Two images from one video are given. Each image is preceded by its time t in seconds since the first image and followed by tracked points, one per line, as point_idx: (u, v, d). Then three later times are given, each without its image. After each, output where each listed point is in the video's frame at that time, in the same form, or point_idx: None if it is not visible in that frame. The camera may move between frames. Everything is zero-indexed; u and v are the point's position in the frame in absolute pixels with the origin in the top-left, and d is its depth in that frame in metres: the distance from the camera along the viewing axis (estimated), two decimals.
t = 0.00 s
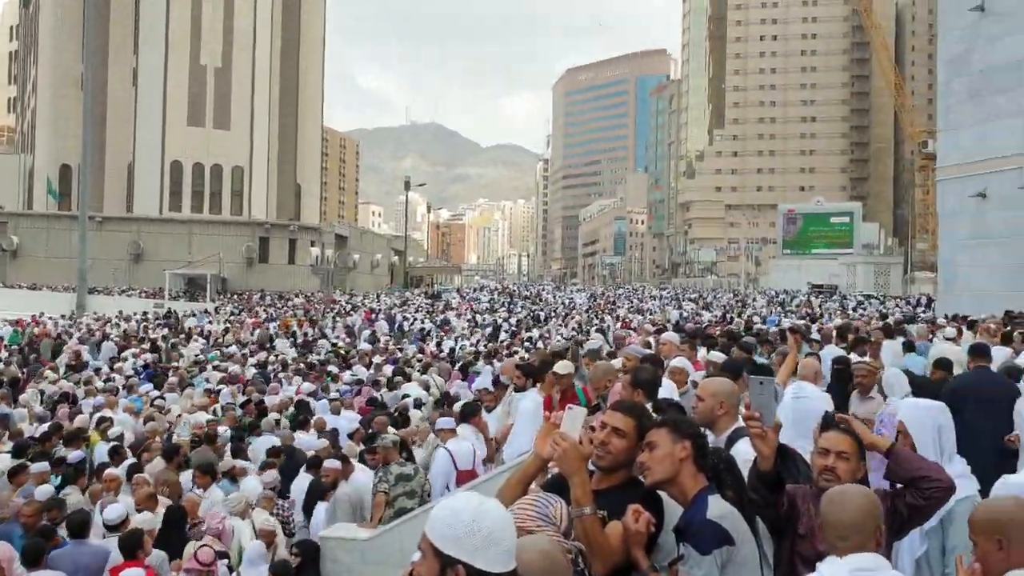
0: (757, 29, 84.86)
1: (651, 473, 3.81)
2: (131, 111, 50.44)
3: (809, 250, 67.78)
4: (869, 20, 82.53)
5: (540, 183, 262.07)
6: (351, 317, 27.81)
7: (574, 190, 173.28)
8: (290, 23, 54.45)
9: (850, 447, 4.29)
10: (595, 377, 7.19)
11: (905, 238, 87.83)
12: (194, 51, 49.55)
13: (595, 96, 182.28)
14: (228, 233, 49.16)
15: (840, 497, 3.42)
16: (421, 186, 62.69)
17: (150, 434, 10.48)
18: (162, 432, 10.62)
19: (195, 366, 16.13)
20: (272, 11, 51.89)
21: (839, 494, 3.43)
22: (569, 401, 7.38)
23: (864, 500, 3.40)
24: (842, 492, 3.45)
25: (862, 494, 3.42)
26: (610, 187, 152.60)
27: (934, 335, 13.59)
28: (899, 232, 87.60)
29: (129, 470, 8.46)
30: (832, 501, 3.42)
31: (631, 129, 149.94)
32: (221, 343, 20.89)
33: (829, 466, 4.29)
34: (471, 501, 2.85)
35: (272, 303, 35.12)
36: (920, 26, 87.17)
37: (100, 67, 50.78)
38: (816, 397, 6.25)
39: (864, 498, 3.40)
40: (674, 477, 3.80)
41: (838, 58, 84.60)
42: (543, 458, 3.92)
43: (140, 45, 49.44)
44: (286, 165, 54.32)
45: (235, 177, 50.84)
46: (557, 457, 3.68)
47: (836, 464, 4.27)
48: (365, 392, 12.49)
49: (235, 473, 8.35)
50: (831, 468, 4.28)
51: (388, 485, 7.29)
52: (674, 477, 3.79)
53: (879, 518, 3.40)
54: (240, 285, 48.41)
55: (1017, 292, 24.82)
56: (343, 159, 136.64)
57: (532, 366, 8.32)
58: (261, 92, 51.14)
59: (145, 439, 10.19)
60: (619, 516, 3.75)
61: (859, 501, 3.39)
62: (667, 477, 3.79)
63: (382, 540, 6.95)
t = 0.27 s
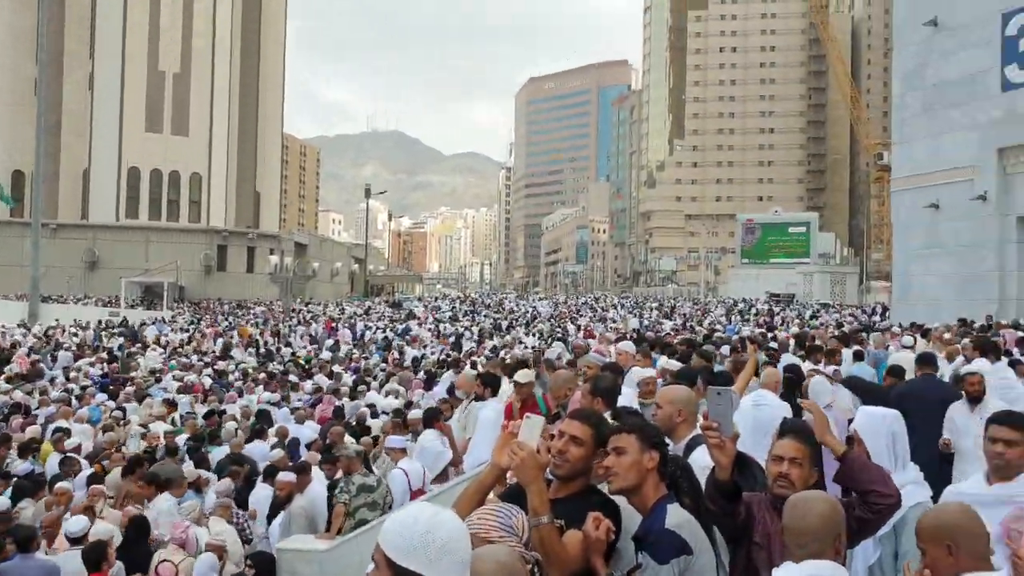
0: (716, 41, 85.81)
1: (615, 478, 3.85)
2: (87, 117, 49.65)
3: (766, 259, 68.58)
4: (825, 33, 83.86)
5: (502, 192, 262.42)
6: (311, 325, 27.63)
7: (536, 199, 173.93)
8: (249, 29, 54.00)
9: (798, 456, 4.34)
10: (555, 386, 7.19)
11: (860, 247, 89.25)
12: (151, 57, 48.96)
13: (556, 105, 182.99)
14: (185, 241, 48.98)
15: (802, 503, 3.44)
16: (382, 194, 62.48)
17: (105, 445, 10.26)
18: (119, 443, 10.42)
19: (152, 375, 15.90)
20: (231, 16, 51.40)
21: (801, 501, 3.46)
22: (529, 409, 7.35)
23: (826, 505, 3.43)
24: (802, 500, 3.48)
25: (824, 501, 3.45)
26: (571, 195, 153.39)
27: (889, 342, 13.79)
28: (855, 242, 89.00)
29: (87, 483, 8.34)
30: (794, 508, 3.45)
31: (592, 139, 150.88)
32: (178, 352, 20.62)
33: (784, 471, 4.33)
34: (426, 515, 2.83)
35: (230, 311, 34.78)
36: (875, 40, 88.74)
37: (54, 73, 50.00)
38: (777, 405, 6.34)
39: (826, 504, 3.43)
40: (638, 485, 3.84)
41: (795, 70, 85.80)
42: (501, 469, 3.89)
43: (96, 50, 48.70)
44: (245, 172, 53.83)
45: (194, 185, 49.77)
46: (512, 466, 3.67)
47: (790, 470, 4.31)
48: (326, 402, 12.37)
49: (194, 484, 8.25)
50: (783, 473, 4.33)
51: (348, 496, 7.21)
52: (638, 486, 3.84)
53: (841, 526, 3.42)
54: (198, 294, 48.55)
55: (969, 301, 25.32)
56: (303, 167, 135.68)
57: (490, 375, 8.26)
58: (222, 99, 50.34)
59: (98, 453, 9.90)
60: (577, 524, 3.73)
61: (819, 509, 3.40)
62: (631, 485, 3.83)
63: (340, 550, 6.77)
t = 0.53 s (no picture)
0: (671, 48, 86.76)
1: (570, 483, 3.86)
2: (34, 117, 48.59)
3: (720, 264, 69.30)
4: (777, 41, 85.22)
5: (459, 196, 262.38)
6: (265, 330, 27.31)
7: (493, 203, 174.04)
8: (202, 31, 53.41)
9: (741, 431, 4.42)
10: (510, 390, 7.21)
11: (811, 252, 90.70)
12: (101, 57, 48.06)
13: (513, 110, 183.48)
14: (136, 245, 48.08)
15: (753, 504, 3.48)
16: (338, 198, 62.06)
17: (54, 451, 10.11)
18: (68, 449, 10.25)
19: (101, 381, 15.57)
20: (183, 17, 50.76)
21: (752, 502, 3.50)
22: (484, 415, 7.33)
23: (774, 505, 3.47)
24: (753, 500, 3.51)
25: (775, 502, 3.49)
26: (528, 200, 153.77)
27: (839, 345, 13.96)
28: (806, 246, 90.40)
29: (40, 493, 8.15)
30: (745, 509, 3.48)
31: (548, 143, 151.40)
32: (128, 357, 20.24)
33: (731, 472, 4.38)
34: (367, 529, 2.92)
35: (182, 316, 34.19)
36: (825, 49, 90.38)
37: None
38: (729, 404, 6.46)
39: (776, 505, 3.47)
40: (593, 488, 3.85)
41: (748, 77, 87.02)
42: (456, 472, 3.90)
43: (43, 50, 47.72)
44: (198, 175, 53.12)
45: (144, 188, 49.24)
46: (466, 471, 3.67)
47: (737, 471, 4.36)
48: (287, 407, 12.25)
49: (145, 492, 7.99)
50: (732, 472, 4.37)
51: (303, 503, 7.05)
52: (592, 490, 3.85)
53: (791, 527, 3.45)
54: (148, 298, 47.61)
55: (916, 305, 25.79)
56: (257, 170, 134.43)
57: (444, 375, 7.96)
58: (172, 101, 49.89)
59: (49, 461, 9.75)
60: (530, 527, 3.72)
61: (771, 510, 3.43)
62: (586, 490, 3.84)
63: (293, 556, 6.64)
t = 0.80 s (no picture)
0: (651, 48, 87.01)
1: (546, 482, 3.88)
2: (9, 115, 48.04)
3: (700, 263, 69.57)
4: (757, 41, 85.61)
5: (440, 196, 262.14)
6: (244, 330, 27.14)
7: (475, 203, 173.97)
8: (181, 30, 53.10)
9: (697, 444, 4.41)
10: (490, 390, 7.19)
11: (790, 251, 91.18)
12: (77, 54, 47.60)
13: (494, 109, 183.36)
14: (113, 245, 47.72)
15: (732, 500, 3.48)
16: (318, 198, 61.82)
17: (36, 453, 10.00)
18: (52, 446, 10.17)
19: (78, 383, 15.38)
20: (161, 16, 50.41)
21: (731, 498, 3.49)
22: (467, 414, 7.31)
23: (755, 501, 3.46)
24: (731, 496, 3.51)
25: (753, 497, 3.49)
26: (509, 199, 153.83)
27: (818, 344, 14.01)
28: (785, 246, 90.87)
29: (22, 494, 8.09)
30: (723, 505, 3.48)
31: (530, 143, 151.53)
32: (105, 358, 20.03)
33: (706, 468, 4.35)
34: (344, 530, 2.88)
35: (160, 317, 33.90)
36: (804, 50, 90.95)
37: None
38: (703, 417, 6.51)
39: (755, 501, 3.46)
40: (568, 488, 3.87)
41: (728, 77, 87.38)
42: (433, 472, 3.87)
43: (19, 48, 47.18)
44: (176, 174, 52.76)
45: (122, 187, 48.85)
46: (443, 469, 3.65)
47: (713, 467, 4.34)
48: (275, 405, 12.20)
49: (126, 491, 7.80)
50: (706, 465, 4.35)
51: (283, 506, 6.94)
52: (569, 488, 3.87)
53: (771, 522, 3.46)
54: (126, 299, 47.27)
55: (893, 303, 25.94)
56: (236, 169, 133.50)
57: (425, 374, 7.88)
58: (151, 100, 49.60)
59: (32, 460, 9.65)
60: (507, 526, 3.72)
61: (749, 505, 3.44)
62: (563, 487, 3.86)
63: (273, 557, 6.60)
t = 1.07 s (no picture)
0: (644, 48, 87.15)
1: (537, 481, 3.88)
2: None
3: (692, 263, 69.24)
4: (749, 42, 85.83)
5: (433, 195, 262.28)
6: (234, 330, 27.09)
7: (467, 203, 173.99)
8: (172, 29, 53.04)
9: (680, 442, 4.30)
10: (481, 389, 7.16)
11: (782, 251, 91.51)
12: (68, 53, 47.35)
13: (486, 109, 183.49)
14: (104, 244, 47.52)
15: (725, 500, 3.47)
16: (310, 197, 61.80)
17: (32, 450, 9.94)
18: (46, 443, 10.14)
19: (70, 383, 15.31)
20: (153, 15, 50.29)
21: (724, 497, 3.48)
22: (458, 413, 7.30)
23: (746, 502, 3.46)
24: (722, 496, 3.49)
25: (746, 496, 3.49)
26: (502, 199, 153.87)
27: (808, 342, 14.08)
28: (777, 245, 91.19)
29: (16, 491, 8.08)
30: (715, 505, 3.48)
31: (522, 143, 151.64)
32: (97, 358, 19.94)
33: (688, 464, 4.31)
34: (331, 529, 2.90)
35: (150, 317, 33.72)
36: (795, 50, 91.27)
37: None
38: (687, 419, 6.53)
39: (748, 501, 3.46)
40: (557, 487, 3.89)
41: (720, 78, 87.58)
42: (423, 472, 3.87)
43: (10, 48, 46.90)
44: (167, 174, 52.60)
45: (113, 186, 48.72)
46: (434, 469, 3.65)
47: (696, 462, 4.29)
48: (272, 404, 12.20)
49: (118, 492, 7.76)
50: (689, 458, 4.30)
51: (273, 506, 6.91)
52: (559, 487, 3.89)
53: (762, 522, 3.46)
54: (118, 299, 47.30)
55: (885, 303, 26.03)
56: (228, 169, 133.17)
57: (415, 373, 7.83)
58: (143, 100, 49.56)
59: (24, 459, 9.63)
60: (498, 525, 3.73)
61: (741, 504, 3.44)
62: (553, 486, 3.88)
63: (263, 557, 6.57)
